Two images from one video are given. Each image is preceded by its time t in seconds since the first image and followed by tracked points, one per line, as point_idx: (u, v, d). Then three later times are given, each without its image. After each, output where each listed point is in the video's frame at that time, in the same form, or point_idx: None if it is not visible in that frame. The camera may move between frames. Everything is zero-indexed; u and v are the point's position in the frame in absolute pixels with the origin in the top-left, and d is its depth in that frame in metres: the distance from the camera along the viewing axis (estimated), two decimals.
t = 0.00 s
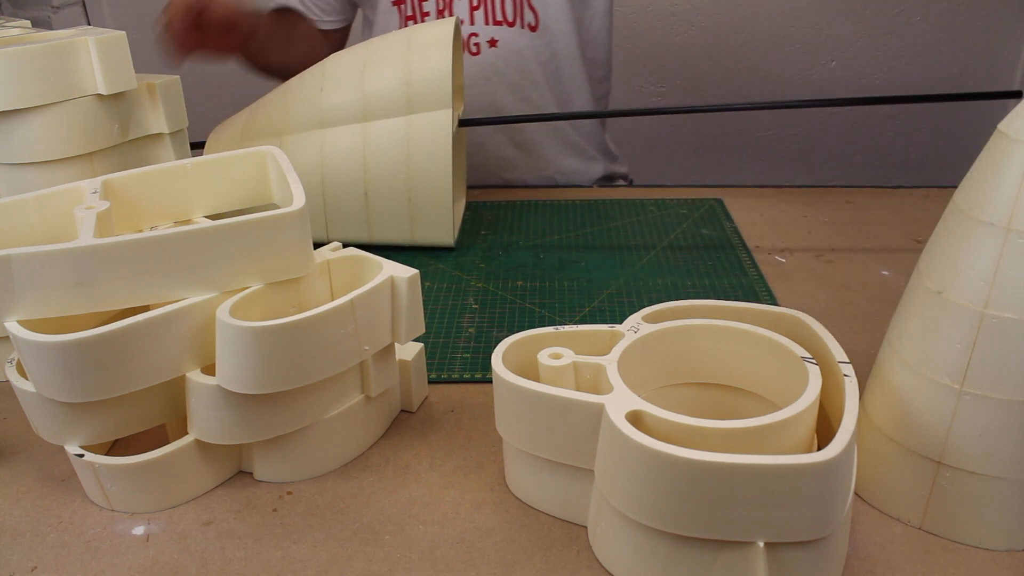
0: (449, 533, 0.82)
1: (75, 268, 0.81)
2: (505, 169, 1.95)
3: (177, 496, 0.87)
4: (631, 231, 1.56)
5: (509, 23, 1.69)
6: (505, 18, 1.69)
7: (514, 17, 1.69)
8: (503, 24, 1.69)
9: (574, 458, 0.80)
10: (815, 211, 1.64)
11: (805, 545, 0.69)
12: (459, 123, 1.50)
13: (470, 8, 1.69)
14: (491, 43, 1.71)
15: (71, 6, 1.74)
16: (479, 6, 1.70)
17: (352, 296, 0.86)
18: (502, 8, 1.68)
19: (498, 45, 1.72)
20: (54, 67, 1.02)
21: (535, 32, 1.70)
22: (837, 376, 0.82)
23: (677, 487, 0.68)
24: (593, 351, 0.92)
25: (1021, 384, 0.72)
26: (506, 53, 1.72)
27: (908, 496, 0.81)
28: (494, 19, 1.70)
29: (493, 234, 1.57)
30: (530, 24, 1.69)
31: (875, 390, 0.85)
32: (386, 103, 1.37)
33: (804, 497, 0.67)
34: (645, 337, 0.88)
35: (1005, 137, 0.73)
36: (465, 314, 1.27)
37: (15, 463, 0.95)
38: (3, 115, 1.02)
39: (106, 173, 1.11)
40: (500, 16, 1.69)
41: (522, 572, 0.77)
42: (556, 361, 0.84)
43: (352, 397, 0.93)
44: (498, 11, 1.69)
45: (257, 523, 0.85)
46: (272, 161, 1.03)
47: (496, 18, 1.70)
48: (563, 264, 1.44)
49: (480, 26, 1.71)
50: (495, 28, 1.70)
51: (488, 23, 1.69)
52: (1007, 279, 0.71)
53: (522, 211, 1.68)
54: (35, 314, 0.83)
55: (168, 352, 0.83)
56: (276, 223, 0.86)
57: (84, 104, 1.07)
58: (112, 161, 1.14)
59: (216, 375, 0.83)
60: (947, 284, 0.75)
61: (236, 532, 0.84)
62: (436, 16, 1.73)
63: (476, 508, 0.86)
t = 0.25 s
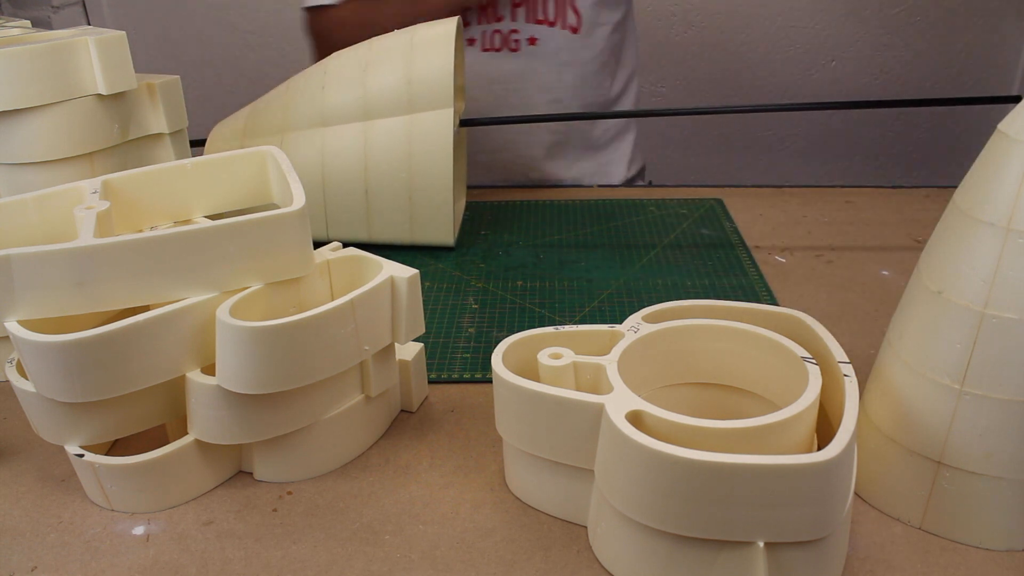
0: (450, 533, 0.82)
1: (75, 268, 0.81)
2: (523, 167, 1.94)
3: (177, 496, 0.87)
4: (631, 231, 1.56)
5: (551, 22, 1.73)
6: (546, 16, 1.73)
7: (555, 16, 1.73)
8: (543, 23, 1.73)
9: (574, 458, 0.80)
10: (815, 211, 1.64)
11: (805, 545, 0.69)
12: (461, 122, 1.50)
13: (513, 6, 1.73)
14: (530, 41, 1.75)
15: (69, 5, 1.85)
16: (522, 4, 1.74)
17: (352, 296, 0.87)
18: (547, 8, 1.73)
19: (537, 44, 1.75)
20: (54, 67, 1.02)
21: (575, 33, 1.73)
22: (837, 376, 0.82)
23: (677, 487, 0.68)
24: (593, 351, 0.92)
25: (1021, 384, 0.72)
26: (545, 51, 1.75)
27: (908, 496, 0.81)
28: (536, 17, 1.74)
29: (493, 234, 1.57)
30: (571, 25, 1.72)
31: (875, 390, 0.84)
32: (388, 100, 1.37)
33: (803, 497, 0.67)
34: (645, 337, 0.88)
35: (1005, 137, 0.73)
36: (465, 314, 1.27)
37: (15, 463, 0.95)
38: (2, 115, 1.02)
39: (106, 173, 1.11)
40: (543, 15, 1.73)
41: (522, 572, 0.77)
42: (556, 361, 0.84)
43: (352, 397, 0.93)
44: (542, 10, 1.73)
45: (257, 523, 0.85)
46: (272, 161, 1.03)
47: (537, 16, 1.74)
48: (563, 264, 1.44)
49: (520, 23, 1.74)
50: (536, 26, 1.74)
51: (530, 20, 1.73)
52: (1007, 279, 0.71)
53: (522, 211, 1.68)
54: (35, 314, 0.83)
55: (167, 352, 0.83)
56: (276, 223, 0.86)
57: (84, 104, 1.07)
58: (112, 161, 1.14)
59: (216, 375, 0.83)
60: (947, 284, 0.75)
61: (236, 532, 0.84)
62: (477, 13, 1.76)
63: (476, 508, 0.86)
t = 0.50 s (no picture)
0: (450, 533, 0.82)
1: (75, 268, 0.81)
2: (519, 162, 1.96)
3: (177, 496, 0.87)
4: (631, 231, 1.56)
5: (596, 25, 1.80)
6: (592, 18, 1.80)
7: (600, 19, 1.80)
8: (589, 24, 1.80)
9: (573, 458, 0.80)
10: (815, 211, 1.64)
11: (805, 545, 0.69)
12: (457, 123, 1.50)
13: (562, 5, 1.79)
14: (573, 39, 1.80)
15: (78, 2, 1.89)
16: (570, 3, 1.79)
17: (352, 296, 0.87)
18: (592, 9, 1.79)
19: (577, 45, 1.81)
20: (54, 66, 1.02)
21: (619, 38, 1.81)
22: (837, 376, 0.82)
23: (677, 487, 0.68)
24: (593, 351, 0.92)
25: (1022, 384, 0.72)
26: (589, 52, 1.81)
27: (908, 496, 0.81)
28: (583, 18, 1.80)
29: (494, 234, 1.57)
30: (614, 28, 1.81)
31: (875, 390, 0.84)
32: (385, 99, 1.36)
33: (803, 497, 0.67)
34: (645, 337, 0.88)
35: (1005, 137, 0.73)
36: (465, 314, 1.27)
37: (15, 463, 0.95)
38: (2, 115, 1.02)
39: (106, 173, 1.11)
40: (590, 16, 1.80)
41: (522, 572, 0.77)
42: (556, 361, 0.84)
43: (352, 397, 0.93)
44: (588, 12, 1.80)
45: (257, 523, 0.85)
46: (272, 161, 1.02)
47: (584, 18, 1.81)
48: (563, 264, 1.43)
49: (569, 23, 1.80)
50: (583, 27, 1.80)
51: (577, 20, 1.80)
52: (1007, 279, 0.71)
53: (522, 211, 1.68)
54: (35, 314, 0.83)
55: (167, 352, 0.83)
56: (277, 223, 0.86)
57: (84, 104, 1.07)
58: (112, 161, 1.14)
59: (216, 375, 0.83)
60: (947, 284, 0.75)
61: (236, 532, 0.84)
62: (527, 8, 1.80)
63: (476, 508, 0.86)
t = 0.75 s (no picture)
0: (450, 533, 0.82)
1: (74, 268, 0.81)
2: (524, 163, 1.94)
3: (177, 496, 0.87)
4: (631, 231, 1.56)
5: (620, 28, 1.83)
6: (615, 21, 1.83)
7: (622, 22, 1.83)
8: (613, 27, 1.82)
9: (573, 458, 0.80)
10: (815, 211, 1.64)
11: (805, 545, 0.69)
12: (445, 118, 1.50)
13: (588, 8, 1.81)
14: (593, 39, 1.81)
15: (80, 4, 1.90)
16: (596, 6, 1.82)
17: (352, 296, 0.87)
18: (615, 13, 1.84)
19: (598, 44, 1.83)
20: (54, 66, 1.02)
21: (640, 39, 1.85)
22: (837, 376, 0.82)
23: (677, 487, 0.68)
24: (593, 351, 0.92)
25: (1022, 384, 0.72)
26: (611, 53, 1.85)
27: (908, 496, 0.81)
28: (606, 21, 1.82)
29: (494, 234, 1.57)
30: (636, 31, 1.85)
31: (875, 390, 0.84)
32: (379, 97, 1.36)
33: (803, 497, 0.67)
34: (645, 337, 0.88)
35: (1006, 137, 0.73)
36: (465, 314, 1.27)
37: (15, 463, 0.95)
38: (2, 115, 1.02)
39: (106, 173, 1.11)
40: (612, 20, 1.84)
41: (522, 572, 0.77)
42: (556, 361, 0.84)
43: (352, 397, 0.93)
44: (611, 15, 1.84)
45: (257, 523, 0.85)
46: (272, 161, 1.02)
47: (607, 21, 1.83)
48: (563, 264, 1.43)
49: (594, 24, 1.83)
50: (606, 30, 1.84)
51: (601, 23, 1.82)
52: (1007, 279, 0.71)
53: (522, 211, 1.68)
54: (35, 314, 0.83)
55: (168, 352, 0.83)
56: (277, 222, 0.86)
57: (84, 104, 1.07)
58: (112, 161, 1.14)
59: (216, 375, 0.83)
60: (948, 284, 0.75)
61: (236, 532, 0.84)
62: (554, 10, 1.82)
63: (476, 508, 0.86)
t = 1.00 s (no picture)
0: (450, 533, 0.82)
1: (74, 268, 0.81)
2: (528, 163, 1.94)
3: (177, 496, 0.87)
4: (631, 231, 1.56)
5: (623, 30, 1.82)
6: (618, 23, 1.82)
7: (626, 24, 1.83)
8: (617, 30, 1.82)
9: (573, 458, 0.80)
10: (816, 211, 1.64)
11: (805, 545, 0.69)
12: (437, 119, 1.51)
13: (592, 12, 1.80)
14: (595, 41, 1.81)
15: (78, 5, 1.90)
16: (600, 8, 1.81)
17: (352, 296, 0.87)
18: (619, 16, 1.82)
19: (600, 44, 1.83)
20: (54, 66, 1.02)
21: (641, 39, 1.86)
22: (837, 376, 0.82)
23: (677, 487, 0.68)
24: (593, 351, 0.92)
25: (1022, 384, 0.72)
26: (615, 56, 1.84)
27: (908, 496, 0.81)
28: (610, 24, 1.82)
29: (494, 234, 1.57)
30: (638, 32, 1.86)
31: (875, 390, 0.84)
32: (377, 96, 1.36)
33: (804, 497, 0.67)
34: (645, 337, 0.88)
35: (1006, 137, 0.73)
36: (465, 314, 1.27)
37: (15, 463, 0.95)
38: (3, 115, 1.02)
39: (106, 173, 1.11)
40: (616, 23, 1.82)
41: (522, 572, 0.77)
42: (556, 361, 0.84)
43: (352, 397, 0.93)
44: (615, 18, 1.82)
45: (257, 523, 0.85)
46: (272, 161, 1.02)
47: (611, 23, 1.82)
48: (563, 264, 1.43)
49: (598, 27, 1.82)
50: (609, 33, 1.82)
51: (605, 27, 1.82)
52: (1007, 279, 0.71)
53: (522, 211, 1.68)
54: (35, 314, 0.83)
55: (168, 352, 0.83)
56: (277, 222, 0.86)
57: (84, 104, 1.07)
58: (112, 161, 1.14)
59: (216, 375, 0.83)
60: (948, 284, 0.75)
61: (236, 532, 0.84)
62: (557, 13, 1.82)
63: (476, 508, 0.86)
